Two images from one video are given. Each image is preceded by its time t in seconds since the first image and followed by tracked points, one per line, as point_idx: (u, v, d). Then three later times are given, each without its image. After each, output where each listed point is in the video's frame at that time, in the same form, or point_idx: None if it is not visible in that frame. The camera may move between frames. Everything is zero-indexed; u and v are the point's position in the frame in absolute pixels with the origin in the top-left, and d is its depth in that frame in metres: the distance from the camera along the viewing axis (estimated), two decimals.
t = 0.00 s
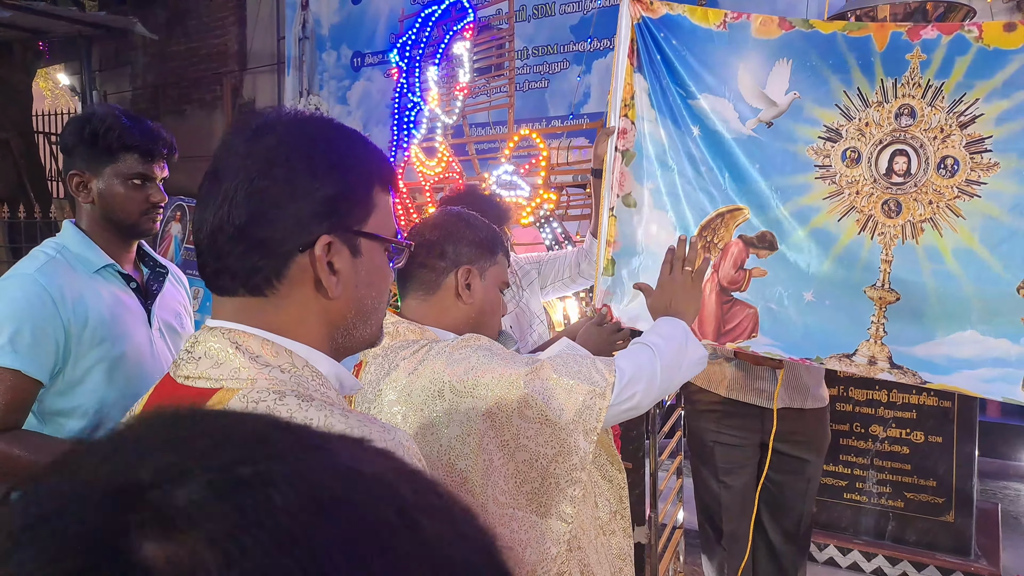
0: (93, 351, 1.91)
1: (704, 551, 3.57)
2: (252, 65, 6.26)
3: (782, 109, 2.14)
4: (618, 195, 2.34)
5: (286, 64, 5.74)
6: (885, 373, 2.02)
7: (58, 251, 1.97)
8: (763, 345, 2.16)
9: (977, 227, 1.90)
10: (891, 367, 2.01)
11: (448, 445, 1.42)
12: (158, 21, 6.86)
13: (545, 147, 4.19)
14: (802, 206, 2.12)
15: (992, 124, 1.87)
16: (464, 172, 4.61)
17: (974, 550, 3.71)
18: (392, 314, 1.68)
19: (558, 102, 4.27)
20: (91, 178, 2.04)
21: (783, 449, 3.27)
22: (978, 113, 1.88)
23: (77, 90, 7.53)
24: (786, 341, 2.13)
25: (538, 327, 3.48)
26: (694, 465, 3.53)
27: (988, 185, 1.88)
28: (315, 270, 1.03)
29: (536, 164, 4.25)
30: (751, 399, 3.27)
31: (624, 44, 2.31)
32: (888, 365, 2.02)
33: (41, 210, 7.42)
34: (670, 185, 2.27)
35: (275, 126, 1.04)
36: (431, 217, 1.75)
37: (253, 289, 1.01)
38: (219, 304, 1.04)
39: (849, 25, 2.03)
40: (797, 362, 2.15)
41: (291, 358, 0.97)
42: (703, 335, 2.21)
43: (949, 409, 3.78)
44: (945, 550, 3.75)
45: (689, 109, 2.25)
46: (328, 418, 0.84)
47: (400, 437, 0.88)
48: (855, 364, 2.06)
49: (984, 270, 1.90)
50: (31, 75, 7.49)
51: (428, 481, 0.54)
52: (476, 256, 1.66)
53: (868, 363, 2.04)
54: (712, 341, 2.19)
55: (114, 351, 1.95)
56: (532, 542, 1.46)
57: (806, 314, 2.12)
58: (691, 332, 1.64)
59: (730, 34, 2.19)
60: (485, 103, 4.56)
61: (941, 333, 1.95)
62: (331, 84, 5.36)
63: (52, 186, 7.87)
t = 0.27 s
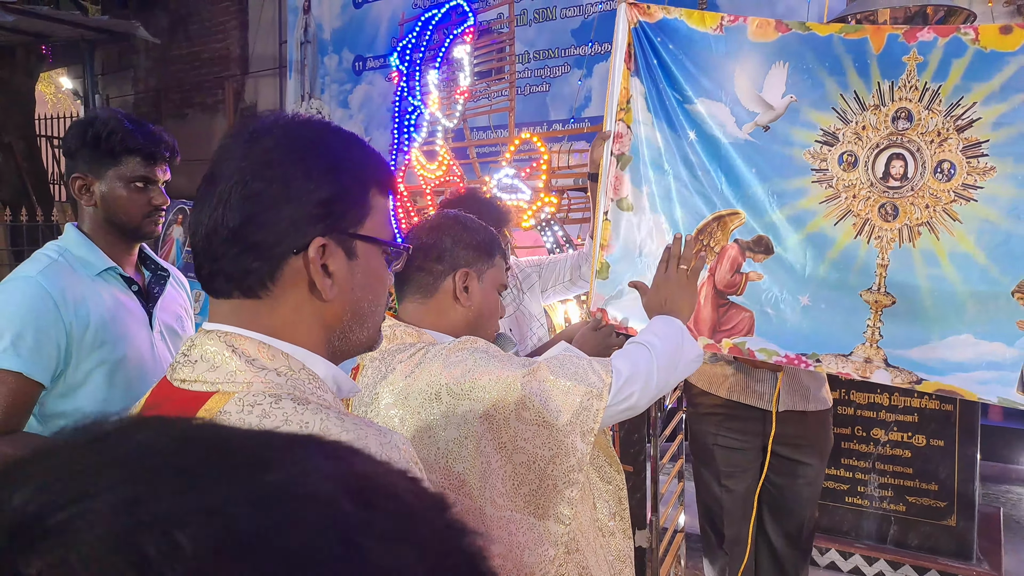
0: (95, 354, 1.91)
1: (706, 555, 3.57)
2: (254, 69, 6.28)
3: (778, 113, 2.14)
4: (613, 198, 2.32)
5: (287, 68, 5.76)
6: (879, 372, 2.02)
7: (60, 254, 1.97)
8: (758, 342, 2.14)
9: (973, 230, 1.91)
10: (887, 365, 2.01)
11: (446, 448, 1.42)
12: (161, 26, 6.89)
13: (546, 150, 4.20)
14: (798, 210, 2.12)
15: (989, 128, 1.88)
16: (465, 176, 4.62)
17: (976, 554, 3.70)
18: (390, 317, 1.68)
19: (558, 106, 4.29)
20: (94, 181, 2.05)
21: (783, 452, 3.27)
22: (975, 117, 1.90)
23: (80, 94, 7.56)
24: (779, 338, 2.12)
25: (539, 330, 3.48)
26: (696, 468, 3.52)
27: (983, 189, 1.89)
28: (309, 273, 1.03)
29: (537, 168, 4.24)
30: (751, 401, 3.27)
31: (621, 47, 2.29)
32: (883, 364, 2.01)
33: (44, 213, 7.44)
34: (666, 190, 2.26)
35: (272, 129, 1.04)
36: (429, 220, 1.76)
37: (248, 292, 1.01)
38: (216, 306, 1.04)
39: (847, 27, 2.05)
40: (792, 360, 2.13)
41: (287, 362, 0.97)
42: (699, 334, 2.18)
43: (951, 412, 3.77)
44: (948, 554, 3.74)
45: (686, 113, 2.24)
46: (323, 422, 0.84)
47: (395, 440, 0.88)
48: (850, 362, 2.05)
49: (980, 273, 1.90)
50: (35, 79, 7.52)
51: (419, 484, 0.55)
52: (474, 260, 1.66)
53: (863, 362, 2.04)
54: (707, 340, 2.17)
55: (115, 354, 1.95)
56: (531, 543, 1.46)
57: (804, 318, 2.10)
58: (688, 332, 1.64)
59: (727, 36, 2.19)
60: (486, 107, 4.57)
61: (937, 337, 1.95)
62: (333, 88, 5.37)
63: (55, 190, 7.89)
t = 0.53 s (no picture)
0: (97, 356, 1.91)
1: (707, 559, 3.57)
2: (255, 72, 6.29)
3: (777, 114, 2.14)
4: (614, 202, 2.31)
5: (289, 70, 5.76)
6: (883, 377, 2.01)
7: (63, 256, 1.97)
8: (762, 345, 2.14)
9: (974, 233, 1.90)
10: (890, 370, 2.00)
11: (446, 451, 1.42)
12: (163, 28, 6.90)
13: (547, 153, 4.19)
14: (798, 212, 2.12)
15: (990, 129, 1.88)
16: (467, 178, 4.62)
17: (977, 558, 3.71)
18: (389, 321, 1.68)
19: (560, 109, 4.31)
20: (98, 183, 2.05)
21: (784, 456, 3.26)
22: (976, 118, 1.90)
23: (82, 96, 7.56)
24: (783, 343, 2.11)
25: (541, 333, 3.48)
26: (698, 471, 3.51)
27: (984, 191, 1.89)
28: (307, 276, 1.02)
29: (539, 171, 4.21)
30: (751, 405, 3.26)
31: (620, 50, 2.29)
32: (886, 369, 2.00)
33: (45, 215, 7.44)
34: (666, 192, 2.26)
35: (272, 131, 1.04)
36: (428, 223, 1.76)
37: (246, 295, 1.01)
38: (214, 309, 1.04)
39: (847, 28, 2.05)
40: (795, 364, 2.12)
41: (287, 365, 0.97)
42: (701, 336, 2.16)
43: (952, 416, 3.77)
44: (949, 558, 3.73)
45: (685, 115, 2.24)
46: (322, 426, 0.84)
47: (395, 444, 0.88)
48: (854, 367, 2.04)
49: (981, 276, 1.90)
50: (37, 81, 7.53)
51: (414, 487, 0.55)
52: (473, 263, 1.66)
53: (867, 366, 2.03)
54: (709, 343, 2.15)
55: (117, 357, 1.95)
56: (532, 547, 1.45)
57: (805, 320, 2.10)
58: (687, 335, 1.65)
59: (727, 38, 2.19)
60: (488, 110, 4.57)
61: (939, 339, 1.95)
62: (334, 90, 5.38)
63: (57, 192, 7.90)
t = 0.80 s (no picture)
0: (101, 359, 1.91)
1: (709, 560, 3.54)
2: (258, 74, 6.30)
3: (779, 116, 2.13)
4: (618, 204, 2.30)
5: (292, 73, 5.78)
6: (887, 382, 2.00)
7: (68, 258, 1.97)
8: (765, 348, 2.12)
9: (978, 235, 1.89)
10: (894, 374, 1.99)
11: (449, 454, 1.41)
12: (166, 31, 6.93)
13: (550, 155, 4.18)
14: (800, 214, 2.11)
15: (993, 130, 1.87)
16: (469, 181, 4.63)
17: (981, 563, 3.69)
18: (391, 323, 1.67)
19: (562, 112, 4.31)
20: (104, 186, 2.05)
21: (786, 459, 3.24)
22: (977, 120, 1.89)
23: (86, 99, 7.59)
24: (786, 346, 2.10)
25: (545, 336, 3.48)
26: (700, 474, 3.50)
27: (988, 193, 1.88)
28: (311, 279, 1.02)
29: (542, 173, 4.14)
30: (754, 408, 3.25)
31: (622, 53, 2.29)
32: (891, 373, 1.99)
33: (49, 217, 7.46)
34: (668, 194, 2.25)
35: (276, 134, 1.04)
36: (430, 225, 1.75)
37: (249, 298, 1.01)
38: (217, 311, 1.03)
39: (848, 31, 2.04)
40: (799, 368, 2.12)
41: (290, 369, 0.96)
42: (705, 340, 2.15)
43: (956, 420, 3.75)
44: (953, 563, 3.71)
45: (686, 117, 2.24)
46: (324, 430, 0.83)
47: (398, 449, 0.87)
48: (858, 370, 2.04)
49: (986, 279, 1.89)
50: (41, 84, 7.56)
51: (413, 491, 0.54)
52: (475, 265, 1.66)
53: (870, 370, 2.02)
54: (713, 346, 2.14)
55: (121, 359, 1.95)
56: (535, 550, 1.45)
57: (809, 323, 2.09)
58: (691, 337, 1.64)
59: (729, 40, 2.19)
60: (490, 113, 4.56)
61: (944, 342, 1.93)
62: (337, 93, 5.39)
63: (60, 194, 7.92)
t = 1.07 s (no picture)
0: (108, 364, 1.92)
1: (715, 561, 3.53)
2: (259, 80, 6.31)
3: (781, 115, 2.13)
4: (619, 205, 2.30)
5: (293, 78, 5.79)
6: (890, 381, 1.99)
7: (73, 264, 1.98)
8: (767, 349, 2.12)
9: (983, 233, 1.89)
10: (897, 374, 1.99)
11: (452, 456, 1.39)
12: (167, 37, 6.96)
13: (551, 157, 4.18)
14: (803, 214, 2.11)
15: (998, 128, 1.87)
16: (471, 183, 4.63)
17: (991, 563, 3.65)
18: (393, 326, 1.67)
19: (563, 113, 4.30)
20: (107, 191, 2.06)
21: (789, 459, 3.23)
22: (982, 118, 1.88)
23: (87, 106, 7.62)
24: (788, 346, 2.10)
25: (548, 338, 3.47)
26: (705, 475, 3.50)
27: (994, 191, 1.87)
28: (314, 282, 1.02)
29: (542, 175, 4.20)
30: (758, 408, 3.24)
31: (623, 52, 2.28)
32: (893, 372, 1.99)
33: (52, 225, 7.49)
34: (671, 194, 2.24)
35: (277, 137, 1.04)
36: (430, 227, 1.75)
37: (253, 301, 1.01)
38: (221, 314, 1.04)
39: (850, 29, 2.04)
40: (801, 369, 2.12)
41: (295, 371, 0.97)
42: (707, 341, 2.15)
43: (962, 419, 3.73)
44: (961, 562, 3.69)
45: (687, 117, 2.24)
46: (329, 431, 0.84)
47: (403, 450, 0.87)
48: (859, 371, 2.03)
49: (991, 277, 1.88)
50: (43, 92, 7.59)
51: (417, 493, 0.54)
52: (476, 267, 1.66)
53: (873, 370, 2.01)
54: (715, 348, 2.15)
55: (128, 365, 1.96)
56: (541, 551, 1.45)
57: (813, 322, 2.08)
58: (693, 336, 1.63)
59: (730, 40, 2.19)
60: (491, 115, 4.56)
61: (947, 341, 1.93)
62: (338, 97, 5.40)
63: (63, 201, 7.95)
